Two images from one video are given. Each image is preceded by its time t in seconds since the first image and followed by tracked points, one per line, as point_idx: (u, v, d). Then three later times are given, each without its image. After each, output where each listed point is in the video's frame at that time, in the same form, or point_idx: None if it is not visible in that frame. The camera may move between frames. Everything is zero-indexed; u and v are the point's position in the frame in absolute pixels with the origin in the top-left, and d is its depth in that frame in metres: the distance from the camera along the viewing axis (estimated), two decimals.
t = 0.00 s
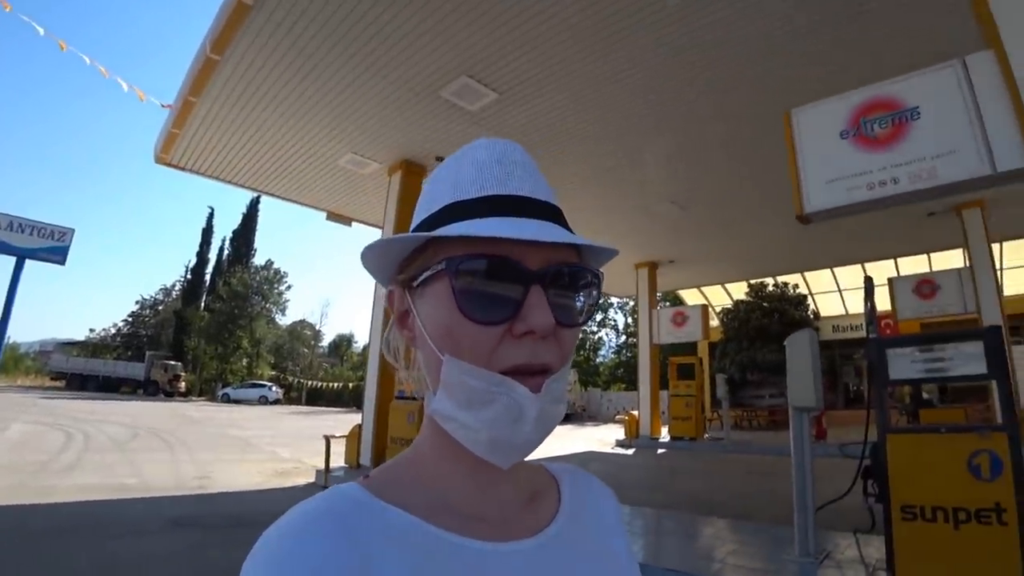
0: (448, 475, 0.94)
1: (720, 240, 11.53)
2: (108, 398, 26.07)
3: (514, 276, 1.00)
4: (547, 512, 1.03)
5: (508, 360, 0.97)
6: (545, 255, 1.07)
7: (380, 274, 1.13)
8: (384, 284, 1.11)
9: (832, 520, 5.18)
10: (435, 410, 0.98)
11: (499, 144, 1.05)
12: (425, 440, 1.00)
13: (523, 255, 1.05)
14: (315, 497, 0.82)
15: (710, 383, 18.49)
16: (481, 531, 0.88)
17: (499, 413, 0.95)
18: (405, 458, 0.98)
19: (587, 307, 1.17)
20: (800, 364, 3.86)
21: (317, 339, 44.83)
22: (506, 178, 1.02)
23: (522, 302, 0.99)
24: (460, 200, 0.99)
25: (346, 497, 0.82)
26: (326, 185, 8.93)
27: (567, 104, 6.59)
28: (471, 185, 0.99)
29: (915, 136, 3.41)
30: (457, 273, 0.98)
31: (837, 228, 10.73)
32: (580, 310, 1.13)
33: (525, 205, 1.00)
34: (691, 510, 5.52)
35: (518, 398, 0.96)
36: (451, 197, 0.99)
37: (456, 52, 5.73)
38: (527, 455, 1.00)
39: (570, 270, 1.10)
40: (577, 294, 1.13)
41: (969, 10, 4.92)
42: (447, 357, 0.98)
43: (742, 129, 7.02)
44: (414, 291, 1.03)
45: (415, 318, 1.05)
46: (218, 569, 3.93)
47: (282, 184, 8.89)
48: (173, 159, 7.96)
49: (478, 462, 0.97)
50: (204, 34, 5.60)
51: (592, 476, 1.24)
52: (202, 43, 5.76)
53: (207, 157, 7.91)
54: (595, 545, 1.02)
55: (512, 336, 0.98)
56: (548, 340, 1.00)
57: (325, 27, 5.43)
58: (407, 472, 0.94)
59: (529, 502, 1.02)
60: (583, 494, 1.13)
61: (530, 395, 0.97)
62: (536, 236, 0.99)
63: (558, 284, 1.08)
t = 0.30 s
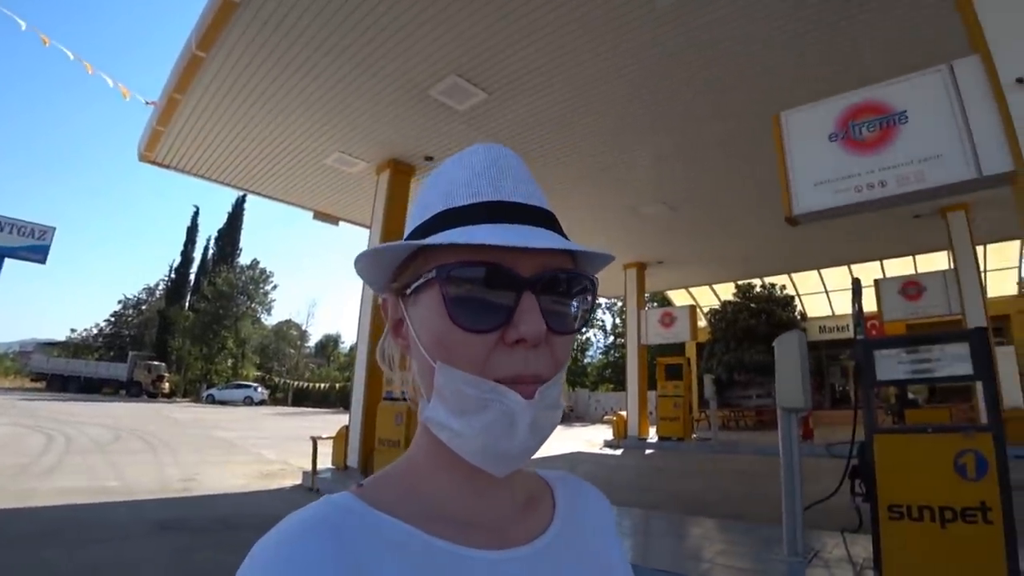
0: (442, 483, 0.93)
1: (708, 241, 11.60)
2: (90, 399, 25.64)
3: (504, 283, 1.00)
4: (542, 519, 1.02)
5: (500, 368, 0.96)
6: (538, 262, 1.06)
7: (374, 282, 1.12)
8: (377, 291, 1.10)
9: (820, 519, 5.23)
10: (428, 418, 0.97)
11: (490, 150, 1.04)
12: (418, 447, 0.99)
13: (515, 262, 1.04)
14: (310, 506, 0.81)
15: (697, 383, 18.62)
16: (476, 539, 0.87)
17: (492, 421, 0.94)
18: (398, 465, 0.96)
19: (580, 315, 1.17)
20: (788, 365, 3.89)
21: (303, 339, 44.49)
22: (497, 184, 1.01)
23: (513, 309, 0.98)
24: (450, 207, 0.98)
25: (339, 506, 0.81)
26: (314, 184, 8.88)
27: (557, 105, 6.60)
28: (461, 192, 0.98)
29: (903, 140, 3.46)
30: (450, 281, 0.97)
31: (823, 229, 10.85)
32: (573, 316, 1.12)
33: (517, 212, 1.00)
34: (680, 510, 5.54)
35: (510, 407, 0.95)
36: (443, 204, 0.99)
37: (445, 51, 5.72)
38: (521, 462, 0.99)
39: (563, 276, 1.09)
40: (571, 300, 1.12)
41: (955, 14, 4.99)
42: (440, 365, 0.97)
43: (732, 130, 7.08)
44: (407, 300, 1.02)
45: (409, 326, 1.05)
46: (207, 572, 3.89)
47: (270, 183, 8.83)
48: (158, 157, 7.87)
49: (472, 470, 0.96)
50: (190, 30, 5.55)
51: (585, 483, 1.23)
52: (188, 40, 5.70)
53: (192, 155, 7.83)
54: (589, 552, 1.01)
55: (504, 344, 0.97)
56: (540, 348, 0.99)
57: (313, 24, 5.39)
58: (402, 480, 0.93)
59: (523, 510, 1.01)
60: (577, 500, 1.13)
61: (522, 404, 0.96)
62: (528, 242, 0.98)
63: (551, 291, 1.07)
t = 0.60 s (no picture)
0: (442, 482, 0.93)
1: (700, 240, 11.65)
2: (76, 397, 25.37)
3: (495, 287, 0.99)
4: (541, 518, 1.02)
5: (494, 372, 0.96)
6: (531, 264, 1.05)
7: (371, 286, 1.12)
8: (375, 295, 1.10)
9: (812, 518, 5.27)
10: (427, 420, 0.97)
11: (480, 152, 1.03)
12: (418, 448, 0.98)
13: (508, 265, 1.03)
14: (315, 504, 0.80)
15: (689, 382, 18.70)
16: (477, 538, 0.87)
17: (488, 423, 0.94)
18: (398, 466, 0.96)
19: (575, 314, 1.17)
20: (781, 364, 3.91)
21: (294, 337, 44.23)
22: (488, 187, 0.99)
23: (505, 313, 0.98)
24: (441, 212, 0.97)
25: (343, 505, 0.80)
26: (305, 181, 8.82)
27: (550, 103, 6.59)
28: (450, 197, 0.98)
29: (894, 141, 3.49)
30: (441, 287, 0.97)
31: (815, 229, 10.93)
32: (568, 317, 1.12)
33: (509, 214, 0.98)
34: (673, 509, 5.57)
35: (506, 409, 0.95)
36: (434, 209, 0.98)
37: (439, 49, 5.70)
38: (518, 463, 0.98)
39: (557, 277, 1.09)
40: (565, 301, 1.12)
41: (947, 16, 5.04)
42: (436, 368, 0.97)
43: (725, 130, 7.11)
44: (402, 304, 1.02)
45: (405, 331, 1.05)
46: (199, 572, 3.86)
47: (260, 180, 8.77)
48: (147, 153, 7.80)
49: (471, 471, 0.96)
50: (181, 25, 5.49)
51: (583, 482, 1.23)
52: (179, 34, 5.64)
53: (182, 151, 7.75)
54: (587, 550, 1.01)
55: (497, 348, 0.97)
56: (533, 351, 0.99)
57: (306, 19, 5.35)
58: (403, 479, 0.93)
59: (523, 509, 1.01)
60: (574, 501, 1.13)
61: (516, 406, 0.95)
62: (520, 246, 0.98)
63: (545, 293, 1.07)
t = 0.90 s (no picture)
0: (450, 489, 0.93)
1: (696, 239, 11.68)
2: (74, 406, 25.28)
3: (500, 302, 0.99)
4: (549, 523, 1.01)
5: (500, 386, 0.95)
6: (536, 279, 1.05)
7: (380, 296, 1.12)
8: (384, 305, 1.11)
9: (815, 515, 5.27)
10: (435, 431, 0.97)
11: (487, 166, 1.02)
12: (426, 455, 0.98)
13: (514, 280, 1.03)
14: (329, 509, 0.81)
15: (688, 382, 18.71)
16: (486, 541, 0.87)
17: (494, 435, 0.93)
18: (406, 474, 0.96)
19: (580, 325, 1.17)
20: (781, 362, 3.92)
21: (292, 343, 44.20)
22: (494, 202, 0.99)
23: (511, 328, 0.98)
24: (447, 227, 0.97)
25: (353, 511, 0.80)
26: (302, 186, 8.82)
27: (546, 104, 6.59)
28: (456, 212, 0.97)
29: (891, 138, 3.50)
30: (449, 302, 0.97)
31: (811, 227, 10.97)
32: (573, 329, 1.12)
33: (513, 229, 0.97)
34: (675, 508, 5.57)
35: (510, 423, 0.94)
36: (441, 223, 0.98)
37: (433, 52, 5.70)
38: (525, 472, 0.98)
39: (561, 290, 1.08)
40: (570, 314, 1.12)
41: (941, 13, 5.06)
42: (443, 380, 0.97)
43: (720, 129, 7.13)
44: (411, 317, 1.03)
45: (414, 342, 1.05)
46: None
47: (256, 186, 8.76)
48: (143, 160, 7.79)
49: (479, 478, 0.95)
50: (175, 31, 5.48)
51: (589, 487, 1.23)
52: (173, 41, 5.63)
53: (175, 157, 7.74)
54: (595, 555, 1.01)
55: (502, 362, 0.97)
56: (538, 365, 0.99)
57: (301, 24, 5.34)
58: (411, 485, 0.92)
59: (531, 514, 1.00)
60: (582, 507, 1.12)
61: (522, 420, 0.94)
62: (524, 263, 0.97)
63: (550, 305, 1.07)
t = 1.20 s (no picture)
0: (459, 489, 0.93)
1: (700, 240, 11.66)
2: (79, 403, 25.34)
3: (519, 298, 1.00)
4: (554, 527, 1.01)
5: (516, 381, 0.96)
6: (553, 278, 1.06)
7: (391, 292, 1.11)
8: (395, 301, 1.10)
9: (817, 516, 5.26)
10: (447, 426, 0.96)
11: (506, 165, 1.03)
12: (433, 454, 0.98)
13: (531, 278, 1.04)
14: (333, 513, 0.81)
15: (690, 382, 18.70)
16: (492, 545, 0.87)
17: (509, 431, 0.93)
18: (413, 475, 0.96)
19: (592, 327, 1.17)
20: (785, 363, 3.91)
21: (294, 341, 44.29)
22: (513, 200, 0.99)
23: (529, 324, 0.98)
24: (468, 222, 0.97)
25: (358, 515, 0.80)
26: (306, 185, 8.83)
27: (549, 104, 6.59)
28: (477, 208, 0.97)
29: (896, 138, 3.49)
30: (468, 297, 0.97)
31: (814, 228, 10.94)
32: (586, 329, 1.12)
33: (531, 228, 0.98)
34: (677, 509, 5.57)
35: (527, 418, 0.94)
36: (460, 219, 0.98)
37: (436, 52, 5.71)
38: (534, 472, 0.98)
39: (577, 290, 1.09)
40: (583, 314, 1.12)
41: (946, 13, 5.03)
42: (459, 374, 0.97)
43: (723, 130, 7.12)
44: (425, 312, 1.02)
45: (427, 337, 1.05)
46: None
47: (260, 184, 8.78)
48: (147, 159, 7.82)
49: (486, 480, 0.95)
50: (178, 30, 5.49)
51: (593, 490, 1.23)
52: (177, 40, 5.65)
53: (179, 156, 7.76)
54: (600, 560, 1.01)
55: (519, 358, 0.97)
56: (555, 362, 0.99)
57: (304, 24, 5.35)
58: (417, 487, 0.92)
59: (536, 518, 1.00)
60: (587, 510, 1.12)
61: (539, 415, 0.95)
62: (544, 261, 0.98)
63: (565, 304, 1.07)
